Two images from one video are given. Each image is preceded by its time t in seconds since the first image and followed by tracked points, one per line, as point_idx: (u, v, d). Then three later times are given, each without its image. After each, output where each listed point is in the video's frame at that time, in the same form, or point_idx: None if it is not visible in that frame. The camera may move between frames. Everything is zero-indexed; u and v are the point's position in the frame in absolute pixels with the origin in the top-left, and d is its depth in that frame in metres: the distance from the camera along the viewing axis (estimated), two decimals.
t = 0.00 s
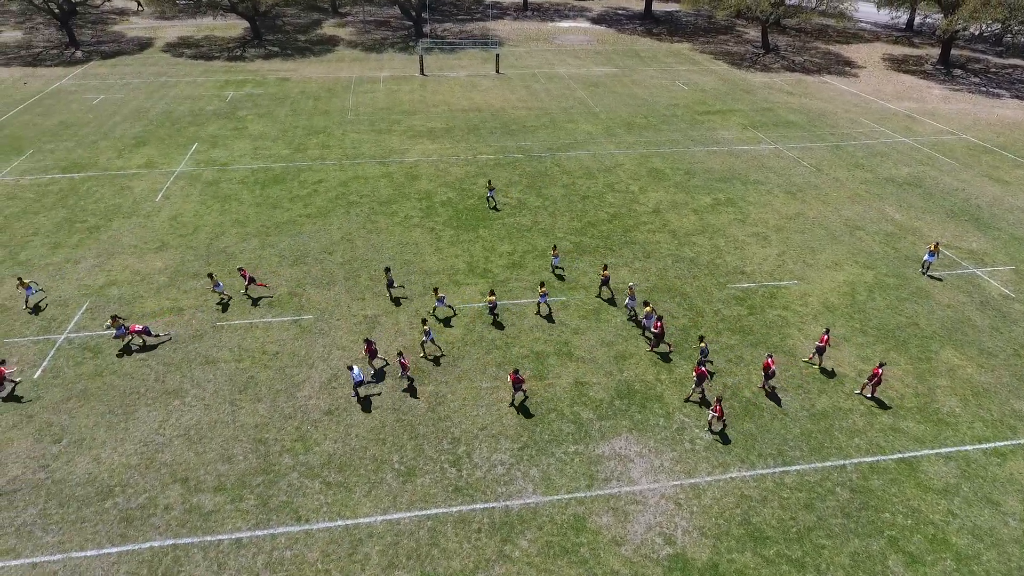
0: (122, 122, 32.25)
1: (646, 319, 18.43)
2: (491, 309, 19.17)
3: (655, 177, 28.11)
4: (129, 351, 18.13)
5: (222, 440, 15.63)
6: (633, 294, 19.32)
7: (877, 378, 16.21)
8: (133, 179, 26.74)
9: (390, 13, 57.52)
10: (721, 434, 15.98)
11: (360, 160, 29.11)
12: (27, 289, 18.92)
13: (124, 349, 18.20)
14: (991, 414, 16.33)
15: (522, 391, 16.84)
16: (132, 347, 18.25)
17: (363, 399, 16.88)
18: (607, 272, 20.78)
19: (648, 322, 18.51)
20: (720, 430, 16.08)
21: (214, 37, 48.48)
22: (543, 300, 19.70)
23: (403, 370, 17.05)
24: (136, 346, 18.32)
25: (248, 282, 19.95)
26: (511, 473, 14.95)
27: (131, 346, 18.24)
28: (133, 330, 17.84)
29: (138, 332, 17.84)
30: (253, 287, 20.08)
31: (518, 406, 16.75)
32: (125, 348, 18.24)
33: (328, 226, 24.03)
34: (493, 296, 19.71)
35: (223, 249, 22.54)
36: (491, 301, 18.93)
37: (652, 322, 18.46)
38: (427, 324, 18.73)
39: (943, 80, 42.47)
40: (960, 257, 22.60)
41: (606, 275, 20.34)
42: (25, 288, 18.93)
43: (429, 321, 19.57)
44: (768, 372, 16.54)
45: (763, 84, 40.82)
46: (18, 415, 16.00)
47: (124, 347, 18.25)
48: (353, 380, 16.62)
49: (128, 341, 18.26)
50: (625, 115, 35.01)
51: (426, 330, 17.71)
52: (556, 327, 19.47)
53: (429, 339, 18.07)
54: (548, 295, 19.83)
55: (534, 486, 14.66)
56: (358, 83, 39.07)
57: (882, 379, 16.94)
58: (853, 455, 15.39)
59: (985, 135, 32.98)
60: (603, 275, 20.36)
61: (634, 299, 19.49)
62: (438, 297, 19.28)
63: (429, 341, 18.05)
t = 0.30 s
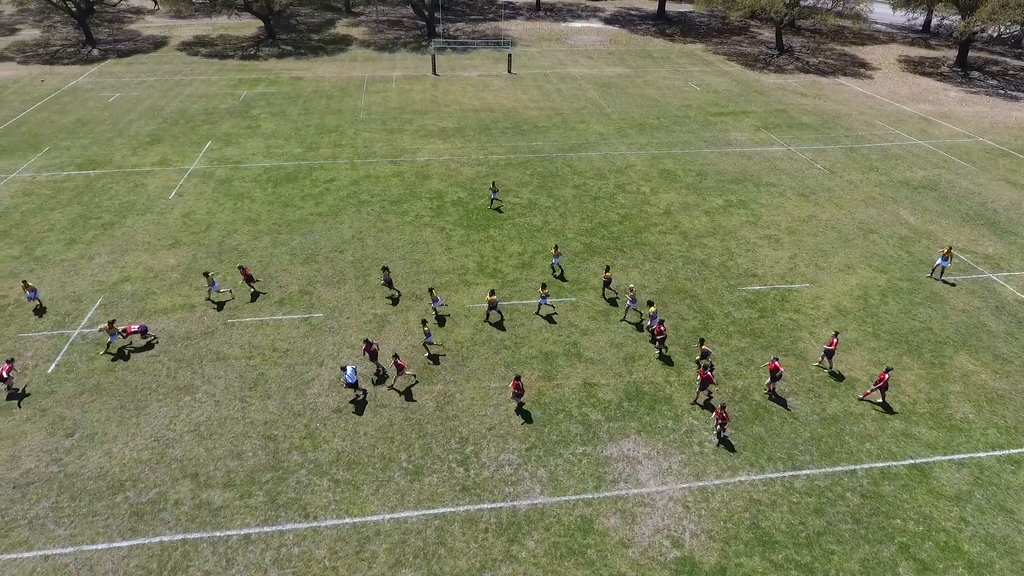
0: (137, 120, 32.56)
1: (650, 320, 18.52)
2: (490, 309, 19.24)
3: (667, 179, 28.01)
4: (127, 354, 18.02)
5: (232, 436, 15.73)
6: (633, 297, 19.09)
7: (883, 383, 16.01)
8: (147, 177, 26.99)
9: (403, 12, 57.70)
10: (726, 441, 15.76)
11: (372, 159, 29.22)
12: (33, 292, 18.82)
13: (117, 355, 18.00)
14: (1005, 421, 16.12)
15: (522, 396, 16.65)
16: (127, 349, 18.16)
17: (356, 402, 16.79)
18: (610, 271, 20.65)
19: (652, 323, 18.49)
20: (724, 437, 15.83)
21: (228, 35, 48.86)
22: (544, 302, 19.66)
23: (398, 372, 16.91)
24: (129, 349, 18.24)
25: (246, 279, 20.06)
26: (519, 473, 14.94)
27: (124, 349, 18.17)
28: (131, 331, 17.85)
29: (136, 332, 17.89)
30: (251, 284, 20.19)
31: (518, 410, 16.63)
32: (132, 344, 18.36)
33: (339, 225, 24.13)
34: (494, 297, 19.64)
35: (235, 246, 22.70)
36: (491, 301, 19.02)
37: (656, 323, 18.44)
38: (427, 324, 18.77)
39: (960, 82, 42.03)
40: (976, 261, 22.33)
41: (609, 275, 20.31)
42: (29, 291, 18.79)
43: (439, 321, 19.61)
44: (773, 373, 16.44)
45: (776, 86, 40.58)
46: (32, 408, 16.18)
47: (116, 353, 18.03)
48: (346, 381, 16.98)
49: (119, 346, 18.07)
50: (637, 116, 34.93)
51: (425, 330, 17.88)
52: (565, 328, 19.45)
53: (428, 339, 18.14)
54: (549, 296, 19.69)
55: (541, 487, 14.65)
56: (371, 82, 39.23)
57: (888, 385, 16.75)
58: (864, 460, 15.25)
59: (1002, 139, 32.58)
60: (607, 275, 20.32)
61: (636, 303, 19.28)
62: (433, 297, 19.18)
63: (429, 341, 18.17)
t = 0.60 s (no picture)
0: (156, 117, 32.96)
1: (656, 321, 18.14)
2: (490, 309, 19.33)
3: (682, 180, 27.86)
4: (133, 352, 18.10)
5: (245, 431, 15.86)
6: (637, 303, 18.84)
7: (893, 391, 15.81)
8: (165, 173, 27.31)
9: (420, 12, 57.90)
10: (732, 455, 15.40)
11: (387, 158, 29.36)
12: (37, 295, 18.75)
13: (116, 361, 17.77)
14: None
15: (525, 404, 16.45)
16: (122, 350, 18.12)
17: (348, 404, 16.74)
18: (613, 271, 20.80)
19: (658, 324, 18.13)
20: (731, 452, 15.47)
21: (247, 34, 49.31)
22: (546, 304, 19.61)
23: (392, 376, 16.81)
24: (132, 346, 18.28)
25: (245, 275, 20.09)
26: (529, 474, 14.92)
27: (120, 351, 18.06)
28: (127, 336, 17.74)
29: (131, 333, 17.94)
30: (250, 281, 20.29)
31: (520, 419, 16.40)
32: (125, 345, 18.31)
33: (353, 223, 24.26)
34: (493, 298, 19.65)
35: (250, 243, 22.89)
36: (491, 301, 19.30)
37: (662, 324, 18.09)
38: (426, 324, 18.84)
39: (983, 85, 41.40)
40: (997, 268, 21.97)
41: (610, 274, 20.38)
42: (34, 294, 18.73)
43: (451, 320, 19.64)
44: (781, 379, 16.24)
45: (794, 88, 40.22)
46: (50, 401, 16.42)
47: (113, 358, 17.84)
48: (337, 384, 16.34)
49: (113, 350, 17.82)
50: (653, 117, 34.78)
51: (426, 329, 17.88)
52: (577, 329, 19.40)
53: (427, 337, 18.20)
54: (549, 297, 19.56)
55: (551, 488, 14.61)
56: (387, 82, 39.43)
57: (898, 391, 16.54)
58: (878, 468, 15.06)
59: None
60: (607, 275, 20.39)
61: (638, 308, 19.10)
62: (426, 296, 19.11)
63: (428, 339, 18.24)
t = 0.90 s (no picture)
0: (175, 115, 33.34)
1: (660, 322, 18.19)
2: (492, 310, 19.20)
3: (697, 182, 27.71)
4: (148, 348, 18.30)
5: (257, 427, 15.98)
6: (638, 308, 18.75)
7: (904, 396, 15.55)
8: (183, 170, 27.61)
9: (437, 12, 58.07)
10: (738, 467, 15.10)
11: (402, 157, 29.47)
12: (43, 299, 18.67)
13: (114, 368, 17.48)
14: None
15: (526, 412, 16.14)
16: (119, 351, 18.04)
17: (339, 409, 16.53)
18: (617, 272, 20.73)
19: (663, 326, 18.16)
20: (734, 462, 15.23)
21: (265, 33, 49.74)
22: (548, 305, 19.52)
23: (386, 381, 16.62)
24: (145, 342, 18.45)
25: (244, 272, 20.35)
26: (539, 475, 14.90)
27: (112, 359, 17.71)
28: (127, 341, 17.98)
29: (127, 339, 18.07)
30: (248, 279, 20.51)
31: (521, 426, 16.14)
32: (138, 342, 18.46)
33: (368, 222, 24.38)
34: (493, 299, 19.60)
35: (266, 241, 23.08)
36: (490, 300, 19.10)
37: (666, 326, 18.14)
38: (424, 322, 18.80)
39: (1006, 89, 40.78)
40: (1018, 275, 21.60)
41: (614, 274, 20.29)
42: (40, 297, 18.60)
43: (464, 320, 19.67)
44: (788, 385, 16.08)
45: (812, 90, 39.88)
46: (67, 393, 16.64)
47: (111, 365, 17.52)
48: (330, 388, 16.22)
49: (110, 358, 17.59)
50: (669, 119, 34.64)
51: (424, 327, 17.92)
52: (589, 330, 19.35)
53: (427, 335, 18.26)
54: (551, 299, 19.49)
55: (561, 489, 14.59)
56: (404, 81, 39.59)
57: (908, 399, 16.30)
58: (892, 475, 14.87)
59: None
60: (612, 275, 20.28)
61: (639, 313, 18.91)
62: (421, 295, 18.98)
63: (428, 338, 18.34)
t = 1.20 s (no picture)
0: (199, 112, 33.82)
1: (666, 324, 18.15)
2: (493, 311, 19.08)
3: (718, 185, 27.47)
4: (169, 341, 18.57)
5: (274, 421, 16.15)
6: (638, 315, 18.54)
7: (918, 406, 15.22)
8: (206, 166, 28.00)
9: (458, 11, 58.24)
10: (742, 485, 14.65)
11: (421, 156, 29.59)
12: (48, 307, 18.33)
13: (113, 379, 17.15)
14: None
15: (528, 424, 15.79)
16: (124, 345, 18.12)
17: (326, 417, 16.30)
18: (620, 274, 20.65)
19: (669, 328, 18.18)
20: (741, 480, 14.77)
21: (288, 32, 50.26)
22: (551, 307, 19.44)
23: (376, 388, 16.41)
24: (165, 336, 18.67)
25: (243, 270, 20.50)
26: (553, 476, 14.86)
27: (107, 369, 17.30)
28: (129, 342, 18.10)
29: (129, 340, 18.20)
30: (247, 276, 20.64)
31: (523, 440, 15.76)
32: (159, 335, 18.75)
33: (386, 220, 24.51)
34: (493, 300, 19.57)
35: (286, 237, 23.31)
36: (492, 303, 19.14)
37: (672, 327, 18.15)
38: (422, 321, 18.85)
39: None
40: None
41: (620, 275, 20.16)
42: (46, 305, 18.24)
43: (480, 319, 19.69)
44: (800, 393, 15.82)
45: (836, 93, 39.36)
46: (90, 384, 16.96)
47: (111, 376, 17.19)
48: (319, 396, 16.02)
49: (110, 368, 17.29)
50: (690, 121, 34.39)
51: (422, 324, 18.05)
52: (605, 332, 19.26)
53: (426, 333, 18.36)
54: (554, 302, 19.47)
55: (574, 491, 14.54)
56: (425, 80, 39.77)
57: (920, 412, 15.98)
58: (913, 485, 14.61)
59: None
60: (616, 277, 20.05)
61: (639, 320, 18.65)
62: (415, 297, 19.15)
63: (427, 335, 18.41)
